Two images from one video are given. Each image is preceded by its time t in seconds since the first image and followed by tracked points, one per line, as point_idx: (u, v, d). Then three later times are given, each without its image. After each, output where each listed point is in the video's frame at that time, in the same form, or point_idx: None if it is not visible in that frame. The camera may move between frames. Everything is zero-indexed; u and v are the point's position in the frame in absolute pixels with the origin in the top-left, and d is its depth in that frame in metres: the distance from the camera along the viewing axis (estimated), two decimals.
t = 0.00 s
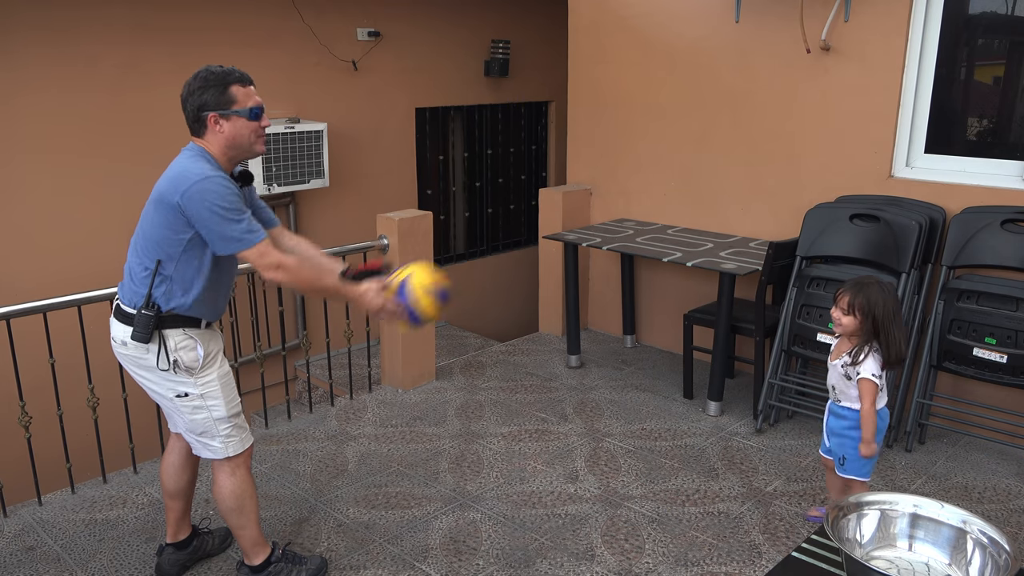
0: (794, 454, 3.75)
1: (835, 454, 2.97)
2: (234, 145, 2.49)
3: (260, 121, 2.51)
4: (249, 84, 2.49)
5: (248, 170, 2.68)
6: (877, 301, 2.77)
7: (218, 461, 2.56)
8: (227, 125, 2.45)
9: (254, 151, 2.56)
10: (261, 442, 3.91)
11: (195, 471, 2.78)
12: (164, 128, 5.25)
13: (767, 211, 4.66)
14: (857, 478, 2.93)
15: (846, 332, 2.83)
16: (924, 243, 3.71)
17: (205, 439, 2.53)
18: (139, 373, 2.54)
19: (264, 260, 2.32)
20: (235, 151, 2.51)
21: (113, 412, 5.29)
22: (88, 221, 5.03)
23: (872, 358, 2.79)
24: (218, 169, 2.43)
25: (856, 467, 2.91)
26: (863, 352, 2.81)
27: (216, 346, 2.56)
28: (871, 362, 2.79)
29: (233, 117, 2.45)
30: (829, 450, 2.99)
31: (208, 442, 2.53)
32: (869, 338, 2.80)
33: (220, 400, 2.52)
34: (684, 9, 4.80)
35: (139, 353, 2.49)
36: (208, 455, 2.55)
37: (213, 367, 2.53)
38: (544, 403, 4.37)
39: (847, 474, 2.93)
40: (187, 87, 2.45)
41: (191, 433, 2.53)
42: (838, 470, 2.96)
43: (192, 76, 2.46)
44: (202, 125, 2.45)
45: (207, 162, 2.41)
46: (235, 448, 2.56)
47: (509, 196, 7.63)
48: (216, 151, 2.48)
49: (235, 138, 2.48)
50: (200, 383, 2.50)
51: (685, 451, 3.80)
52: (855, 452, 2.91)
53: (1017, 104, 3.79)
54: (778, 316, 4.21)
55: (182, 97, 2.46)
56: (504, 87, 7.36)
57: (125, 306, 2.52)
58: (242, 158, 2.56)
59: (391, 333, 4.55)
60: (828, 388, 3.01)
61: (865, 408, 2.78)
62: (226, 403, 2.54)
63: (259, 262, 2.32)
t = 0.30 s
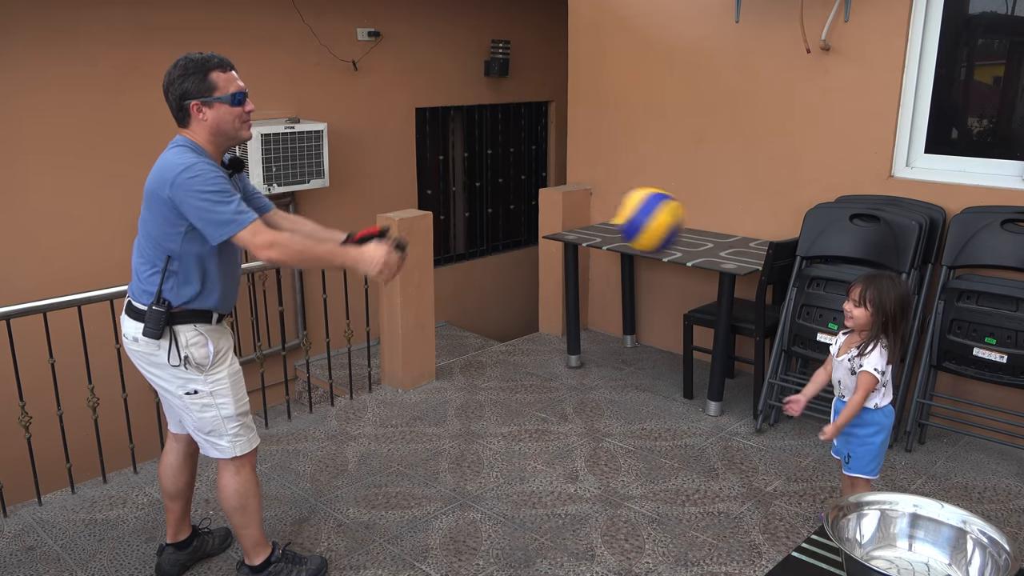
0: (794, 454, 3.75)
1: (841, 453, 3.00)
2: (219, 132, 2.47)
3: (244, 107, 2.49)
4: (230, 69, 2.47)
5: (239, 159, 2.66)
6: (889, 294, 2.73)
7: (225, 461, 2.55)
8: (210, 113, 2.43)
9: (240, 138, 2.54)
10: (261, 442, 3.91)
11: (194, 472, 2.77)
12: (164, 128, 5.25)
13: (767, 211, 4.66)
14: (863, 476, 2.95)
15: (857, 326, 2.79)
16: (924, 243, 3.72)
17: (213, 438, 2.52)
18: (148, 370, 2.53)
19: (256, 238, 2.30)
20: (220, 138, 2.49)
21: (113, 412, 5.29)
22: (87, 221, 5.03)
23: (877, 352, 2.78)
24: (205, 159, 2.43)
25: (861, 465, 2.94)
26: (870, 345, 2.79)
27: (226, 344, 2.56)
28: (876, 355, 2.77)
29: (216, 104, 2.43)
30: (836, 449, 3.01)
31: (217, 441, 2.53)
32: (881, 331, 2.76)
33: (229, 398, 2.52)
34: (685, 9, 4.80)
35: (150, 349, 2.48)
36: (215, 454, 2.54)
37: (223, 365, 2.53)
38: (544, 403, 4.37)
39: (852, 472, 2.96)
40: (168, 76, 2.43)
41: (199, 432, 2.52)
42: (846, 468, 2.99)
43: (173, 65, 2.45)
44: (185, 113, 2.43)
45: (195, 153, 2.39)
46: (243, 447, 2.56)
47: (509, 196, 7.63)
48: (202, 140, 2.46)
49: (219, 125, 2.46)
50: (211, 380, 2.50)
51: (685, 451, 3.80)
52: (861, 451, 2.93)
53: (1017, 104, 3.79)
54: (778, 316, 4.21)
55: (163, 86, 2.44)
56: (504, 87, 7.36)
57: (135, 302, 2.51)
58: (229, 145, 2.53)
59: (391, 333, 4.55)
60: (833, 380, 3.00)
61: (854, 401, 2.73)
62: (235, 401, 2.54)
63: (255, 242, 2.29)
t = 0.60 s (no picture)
0: (794, 454, 3.75)
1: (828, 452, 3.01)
2: (216, 130, 2.47)
3: (240, 105, 2.49)
4: (227, 67, 2.47)
5: (235, 154, 2.66)
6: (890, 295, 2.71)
7: (238, 456, 2.56)
8: (207, 110, 2.43)
9: (236, 136, 2.55)
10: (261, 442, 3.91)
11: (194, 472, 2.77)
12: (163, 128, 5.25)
13: (767, 211, 4.66)
14: (847, 476, 2.96)
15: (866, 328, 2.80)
16: (924, 243, 3.72)
17: (228, 434, 2.53)
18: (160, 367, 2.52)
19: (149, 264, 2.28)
20: (217, 136, 2.49)
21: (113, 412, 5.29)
22: (87, 221, 5.03)
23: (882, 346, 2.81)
24: (202, 157, 2.40)
25: (846, 464, 2.95)
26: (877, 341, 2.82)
27: (237, 340, 2.56)
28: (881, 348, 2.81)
29: (213, 102, 2.43)
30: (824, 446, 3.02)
31: (230, 436, 2.54)
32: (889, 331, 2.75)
33: (243, 394, 2.52)
34: (684, 9, 4.80)
35: (163, 347, 2.47)
36: (229, 450, 2.55)
37: (235, 361, 2.53)
38: (545, 403, 4.37)
39: (838, 471, 2.97)
40: (164, 72, 2.43)
41: (213, 429, 2.53)
42: (830, 467, 3.00)
43: (170, 61, 2.44)
44: (182, 110, 2.43)
45: (193, 151, 2.39)
46: (256, 443, 2.57)
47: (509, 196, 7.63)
48: (198, 137, 2.46)
49: (216, 123, 2.46)
50: (223, 376, 2.50)
51: (685, 451, 3.80)
52: (850, 450, 2.93)
53: (1017, 104, 3.78)
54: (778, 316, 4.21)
55: (160, 82, 2.44)
56: (504, 87, 7.36)
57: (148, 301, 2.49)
58: (226, 142, 2.54)
59: (391, 333, 4.55)
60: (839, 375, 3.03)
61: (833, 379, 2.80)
62: (248, 397, 2.54)
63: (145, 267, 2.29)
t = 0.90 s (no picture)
0: (794, 454, 3.75)
1: (829, 447, 3.00)
2: (196, 128, 2.46)
3: (221, 103, 2.48)
4: (208, 65, 2.46)
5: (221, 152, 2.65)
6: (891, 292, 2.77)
7: (236, 454, 2.56)
8: (187, 108, 2.43)
9: (219, 134, 2.53)
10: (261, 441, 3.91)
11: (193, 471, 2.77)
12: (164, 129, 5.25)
13: (767, 211, 4.66)
14: (848, 471, 2.95)
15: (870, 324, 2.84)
16: (924, 243, 3.72)
17: (225, 432, 2.53)
18: (156, 367, 2.51)
19: (154, 268, 2.28)
20: (199, 134, 2.48)
21: (113, 412, 5.29)
22: (88, 222, 5.03)
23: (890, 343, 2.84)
24: (185, 155, 2.40)
25: (847, 460, 2.93)
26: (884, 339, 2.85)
27: (234, 338, 2.56)
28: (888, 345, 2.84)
29: (193, 99, 2.42)
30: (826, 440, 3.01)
31: (228, 434, 2.54)
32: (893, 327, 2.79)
33: (240, 392, 2.52)
34: (684, 9, 4.80)
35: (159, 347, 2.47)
36: (227, 448, 2.55)
37: (232, 359, 2.53)
38: (544, 403, 4.37)
39: (837, 465, 2.95)
40: (146, 71, 2.43)
41: (211, 427, 2.53)
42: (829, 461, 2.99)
43: (151, 60, 2.45)
44: (163, 108, 2.43)
45: (174, 149, 2.38)
46: (255, 441, 2.58)
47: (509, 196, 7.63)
48: (179, 135, 2.45)
49: (197, 121, 2.45)
50: (221, 374, 2.50)
51: (685, 451, 3.80)
52: (851, 445, 2.92)
53: (1018, 104, 3.78)
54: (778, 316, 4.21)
55: (142, 80, 2.44)
56: (504, 87, 7.36)
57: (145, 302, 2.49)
58: (208, 140, 2.53)
59: (391, 333, 4.55)
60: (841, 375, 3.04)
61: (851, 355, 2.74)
62: (245, 395, 2.54)
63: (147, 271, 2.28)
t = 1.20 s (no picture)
0: (794, 454, 3.75)
1: (833, 446, 2.99)
2: (174, 127, 2.45)
3: (201, 103, 2.47)
4: (189, 65, 2.46)
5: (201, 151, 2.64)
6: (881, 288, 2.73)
7: (230, 455, 2.56)
8: (167, 107, 2.42)
9: (197, 134, 2.53)
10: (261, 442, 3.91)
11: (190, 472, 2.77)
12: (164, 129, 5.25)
13: (767, 211, 4.66)
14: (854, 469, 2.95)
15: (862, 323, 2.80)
16: (924, 243, 3.72)
17: (220, 432, 2.53)
18: (151, 368, 2.52)
19: (211, 244, 2.33)
20: (176, 133, 2.47)
21: (113, 412, 5.29)
22: (88, 222, 5.03)
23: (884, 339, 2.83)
24: (164, 153, 2.41)
25: (853, 459, 2.93)
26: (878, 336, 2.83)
27: (227, 338, 2.56)
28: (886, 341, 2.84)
29: (173, 99, 2.41)
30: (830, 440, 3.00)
31: (223, 435, 2.53)
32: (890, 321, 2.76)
33: (234, 391, 2.52)
34: (684, 9, 4.80)
35: (153, 348, 2.47)
36: (222, 448, 2.54)
37: (225, 359, 2.53)
38: (544, 403, 4.37)
39: (843, 464, 2.95)
40: (126, 68, 2.42)
41: (205, 427, 2.52)
42: (835, 460, 2.98)
43: (133, 57, 2.44)
44: (141, 106, 2.42)
45: (152, 148, 2.39)
46: (248, 442, 2.57)
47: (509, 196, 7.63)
48: (156, 134, 2.45)
49: (175, 121, 2.44)
50: (214, 374, 2.50)
51: (684, 451, 3.80)
52: (856, 444, 2.92)
53: (1018, 105, 3.78)
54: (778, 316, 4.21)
55: (122, 77, 2.43)
56: (504, 87, 7.35)
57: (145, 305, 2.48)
58: (186, 140, 2.52)
59: (391, 333, 4.55)
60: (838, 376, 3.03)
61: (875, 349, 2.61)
62: (239, 395, 2.54)
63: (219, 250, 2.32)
